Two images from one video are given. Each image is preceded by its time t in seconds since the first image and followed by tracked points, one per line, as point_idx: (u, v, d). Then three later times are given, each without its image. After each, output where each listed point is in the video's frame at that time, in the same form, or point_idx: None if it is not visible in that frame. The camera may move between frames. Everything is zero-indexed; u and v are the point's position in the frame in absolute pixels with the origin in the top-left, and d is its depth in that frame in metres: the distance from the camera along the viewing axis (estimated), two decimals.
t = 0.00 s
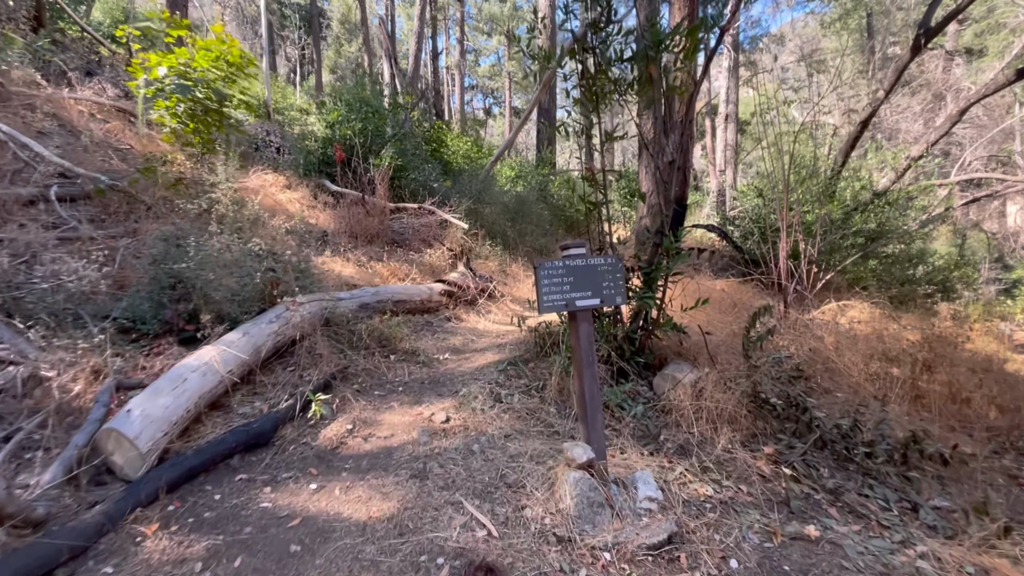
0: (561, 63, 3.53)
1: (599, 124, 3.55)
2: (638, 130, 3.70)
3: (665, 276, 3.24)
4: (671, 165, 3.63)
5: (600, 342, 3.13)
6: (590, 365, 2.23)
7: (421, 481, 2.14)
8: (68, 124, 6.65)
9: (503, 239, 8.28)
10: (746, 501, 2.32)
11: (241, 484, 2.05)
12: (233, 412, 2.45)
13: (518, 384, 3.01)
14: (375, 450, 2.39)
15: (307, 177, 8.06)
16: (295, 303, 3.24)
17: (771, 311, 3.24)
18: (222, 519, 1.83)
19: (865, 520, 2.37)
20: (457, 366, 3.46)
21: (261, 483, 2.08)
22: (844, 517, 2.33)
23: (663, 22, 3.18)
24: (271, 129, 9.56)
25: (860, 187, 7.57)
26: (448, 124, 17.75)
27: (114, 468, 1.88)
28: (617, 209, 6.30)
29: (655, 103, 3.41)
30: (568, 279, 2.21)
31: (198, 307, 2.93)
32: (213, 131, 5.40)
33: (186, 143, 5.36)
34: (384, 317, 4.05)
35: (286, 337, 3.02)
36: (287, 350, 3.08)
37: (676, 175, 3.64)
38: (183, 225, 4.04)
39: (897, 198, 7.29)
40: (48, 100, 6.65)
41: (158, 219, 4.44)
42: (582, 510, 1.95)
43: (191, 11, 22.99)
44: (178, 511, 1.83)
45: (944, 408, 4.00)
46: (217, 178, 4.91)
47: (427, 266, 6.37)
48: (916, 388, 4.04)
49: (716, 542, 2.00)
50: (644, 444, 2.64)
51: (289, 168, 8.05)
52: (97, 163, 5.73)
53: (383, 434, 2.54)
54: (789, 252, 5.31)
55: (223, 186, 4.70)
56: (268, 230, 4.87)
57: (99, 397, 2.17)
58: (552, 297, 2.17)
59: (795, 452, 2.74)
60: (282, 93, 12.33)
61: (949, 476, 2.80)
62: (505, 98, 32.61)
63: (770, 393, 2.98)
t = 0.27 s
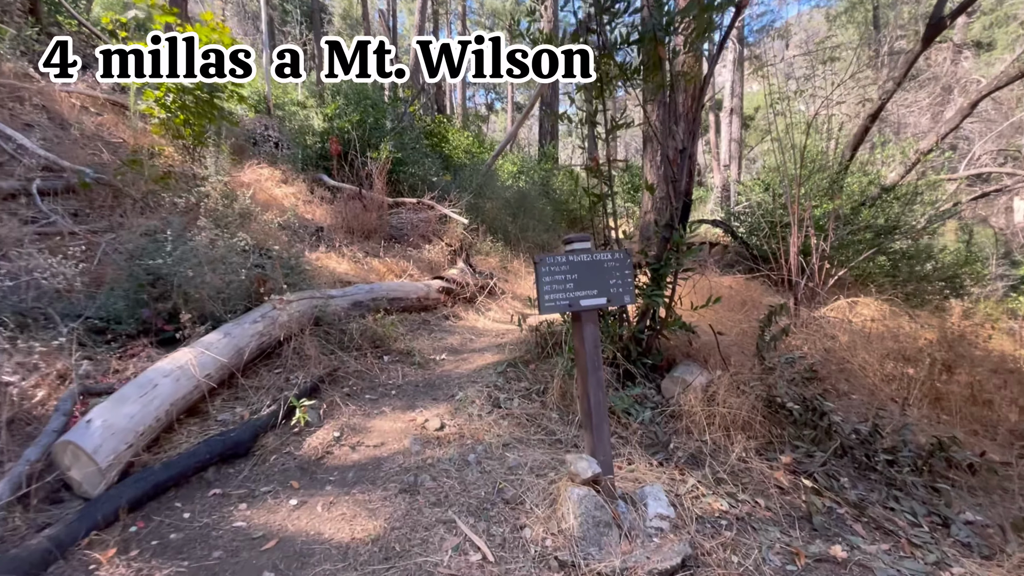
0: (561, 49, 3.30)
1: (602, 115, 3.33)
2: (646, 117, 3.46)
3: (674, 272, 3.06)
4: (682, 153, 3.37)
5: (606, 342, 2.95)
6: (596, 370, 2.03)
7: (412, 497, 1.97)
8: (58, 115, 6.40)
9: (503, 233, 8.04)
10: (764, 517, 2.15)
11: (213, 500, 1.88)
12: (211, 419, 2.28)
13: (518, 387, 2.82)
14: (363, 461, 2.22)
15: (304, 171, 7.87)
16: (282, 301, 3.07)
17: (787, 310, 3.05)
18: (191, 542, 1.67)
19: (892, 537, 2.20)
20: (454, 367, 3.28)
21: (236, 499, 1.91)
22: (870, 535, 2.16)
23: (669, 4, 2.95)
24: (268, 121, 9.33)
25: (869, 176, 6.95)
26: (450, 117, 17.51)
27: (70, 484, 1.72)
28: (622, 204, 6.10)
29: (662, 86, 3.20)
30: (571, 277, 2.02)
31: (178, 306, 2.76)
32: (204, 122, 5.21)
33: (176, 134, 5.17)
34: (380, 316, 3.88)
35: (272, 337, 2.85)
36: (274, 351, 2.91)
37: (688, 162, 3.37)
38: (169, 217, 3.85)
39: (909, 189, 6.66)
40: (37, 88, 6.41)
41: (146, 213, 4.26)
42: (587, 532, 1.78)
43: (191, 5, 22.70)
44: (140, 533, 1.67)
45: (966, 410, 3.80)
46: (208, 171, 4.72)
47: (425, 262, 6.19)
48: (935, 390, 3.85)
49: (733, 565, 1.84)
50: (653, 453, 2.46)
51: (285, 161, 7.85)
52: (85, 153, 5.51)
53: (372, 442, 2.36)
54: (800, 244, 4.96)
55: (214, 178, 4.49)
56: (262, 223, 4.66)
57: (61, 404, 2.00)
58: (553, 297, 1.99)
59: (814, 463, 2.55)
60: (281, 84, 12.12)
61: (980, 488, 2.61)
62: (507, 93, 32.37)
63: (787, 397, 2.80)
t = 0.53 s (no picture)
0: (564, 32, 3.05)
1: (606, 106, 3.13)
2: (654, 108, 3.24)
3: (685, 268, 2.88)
4: (695, 140, 3.05)
5: (612, 342, 2.78)
6: (602, 374, 1.86)
7: (402, 512, 1.81)
8: (54, 109, 6.25)
9: (507, 230, 7.87)
10: (785, 533, 1.98)
11: (185, 514, 1.73)
12: (189, 424, 2.13)
13: (518, 390, 2.66)
14: (351, 469, 2.06)
15: (305, 167, 7.72)
16: (272, 298, 2.92)
17: (805, 308, 2.87)
18: (156, 562, 1.52)
19: (925, 556, 2.02)
20: (453, 367, 3.12)
21: (210, 513, 1.75)
22: (901, 553, 1.99)
23: None
24: (270, 118, 9.18)
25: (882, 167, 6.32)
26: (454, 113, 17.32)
27: (27, 497, 1.61)
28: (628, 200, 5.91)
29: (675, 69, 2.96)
30: (576, 270, 1.86)
31: (160, 303, 2.61)
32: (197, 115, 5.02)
33: (170, 128, 4.99)
34: (376, 314, 3.72)
35: (260, 336, 2.70)
36: (262, 351, 2.76)
37: (702, 150, 3.05)
38: (159, 212, 3.70)
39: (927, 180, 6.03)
40: (33, 81, 6.26)
41: (137, 207, 4.12)
42: (592, 551, 1.62)
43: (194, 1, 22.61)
44: (101, 552, 1.53)
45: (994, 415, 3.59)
46: (201, 164, 4.57)
47: (426, 259, 6.03)
48: (960, 393, 3.64)
49: None
50: (663, 462, 2.29)
51: (285, 157, 7.71)
52: (79, 147, 5.36)
53: (362, 449, 2.21)
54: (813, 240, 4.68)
55: (207, 172, 4.32)
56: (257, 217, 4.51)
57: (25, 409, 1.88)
58: (556, 293, 1.82)
59: (837, 473, 2.36)
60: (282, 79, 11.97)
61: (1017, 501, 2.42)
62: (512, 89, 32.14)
63: (806, 401, 2.61)
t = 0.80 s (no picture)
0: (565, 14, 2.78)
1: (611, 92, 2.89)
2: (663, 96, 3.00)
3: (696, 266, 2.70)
4: (708, 128, 2.76)
5: (618, 345, 2.61)
6: (607, 383, 1.70)
7: (388, 532, 1.65)
8: (49, 102, 6.05)
9: (510, 227, 7.69)
10: (810, 555, 1.80)
11: (149, 534, 1.58)
12: (165, 432, 2.00)
13: (518, 396, 2.49)
14: (336, 483, 1.90)
15: (305, 163, 7.45)
16: (259, 297, 2.76)
17: (824, 309, 2.68)
18: None
19: None
20: (450, 370, 2.96)
21: (177, 532, 1.60)
22: None
23: None
24: (271, 114, 9.03)
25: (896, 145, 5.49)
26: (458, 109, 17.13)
27: None
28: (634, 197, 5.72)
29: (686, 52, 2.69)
30: (578, 267, 1.68)
31: (139, 302, 2.47)
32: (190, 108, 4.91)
33: (162, 121, 4.83)
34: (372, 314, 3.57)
35: (244, 337, 2.55)
36: (248, 352, 2.62)
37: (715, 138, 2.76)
38: (146, 208, 3.55)
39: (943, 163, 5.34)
40: (29, 75, 6.12)
41: (124, 203, 3.97)
42: None
43: None
44: None
45: None
46: (193, 158, 4.41)
47: (426, 256, 5.86)
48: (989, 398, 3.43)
49: None
50: (674, 475, 2.12)
51: (284, 153, 7.56)
52: (72, 142, 5.21)
53: (348, 460, 2.05)
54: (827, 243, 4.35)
55: (200, 166, 4.17)
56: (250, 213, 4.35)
57: None
58: (556, 292, 1.65)
59: (863, 488, 2.17)
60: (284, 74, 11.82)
61: None
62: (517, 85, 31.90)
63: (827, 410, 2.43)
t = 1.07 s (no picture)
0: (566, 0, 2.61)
1: (614, 81, 2.73)
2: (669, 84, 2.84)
3: (705, 265, 2.57)
4: (720, 118, 2.53)
5: (623, 348, 2.48)
6: (613, 393, 1.56)
7: (374, 554, 1.53)
8: (41, 96, 5.90)
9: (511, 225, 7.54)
10: None
11: (113, 556, 1.46)
12: (138, 443, 1.87)
13: (517, 401, 2.35)
14: (321, 497, 1.77)
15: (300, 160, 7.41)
16: (246, 297, 2.63)
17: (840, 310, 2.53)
18: None
19: None
20: (446, 373, 2.82)
21: (144, 554, 1.49)
22: None
23: None
24: (270, 110, 8.89)
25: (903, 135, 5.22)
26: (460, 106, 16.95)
27: None
28: (638, 195, 5.58)
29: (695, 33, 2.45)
30: (582, 266, 1.55)
31: (117, 302, 2.34)
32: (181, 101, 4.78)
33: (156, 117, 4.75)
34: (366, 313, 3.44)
35: (228, 339, 2.42)
36: (233, 355, 2.49)
37: (726, 129, 2.54)
38: (133, 204, 3.42)
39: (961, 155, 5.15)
40: (21, 70, 6.00)
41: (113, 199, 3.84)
42: None
43: None
44: None
45: None
46: (184, 153, 4.28)
47: (424, 254, 5.73)
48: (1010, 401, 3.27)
49: None
50: (682, 488, 1.99)
51: (281, 149, 7.43)
52: (62, 137, 5.08)
53: (335, 471, 1.91)
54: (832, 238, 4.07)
55: (190, 162, 4.03)
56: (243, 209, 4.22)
57: None
58: (557, 293, 1.51)
59: (884, 502, 2.03)
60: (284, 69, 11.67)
61: None
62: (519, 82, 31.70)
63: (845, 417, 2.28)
